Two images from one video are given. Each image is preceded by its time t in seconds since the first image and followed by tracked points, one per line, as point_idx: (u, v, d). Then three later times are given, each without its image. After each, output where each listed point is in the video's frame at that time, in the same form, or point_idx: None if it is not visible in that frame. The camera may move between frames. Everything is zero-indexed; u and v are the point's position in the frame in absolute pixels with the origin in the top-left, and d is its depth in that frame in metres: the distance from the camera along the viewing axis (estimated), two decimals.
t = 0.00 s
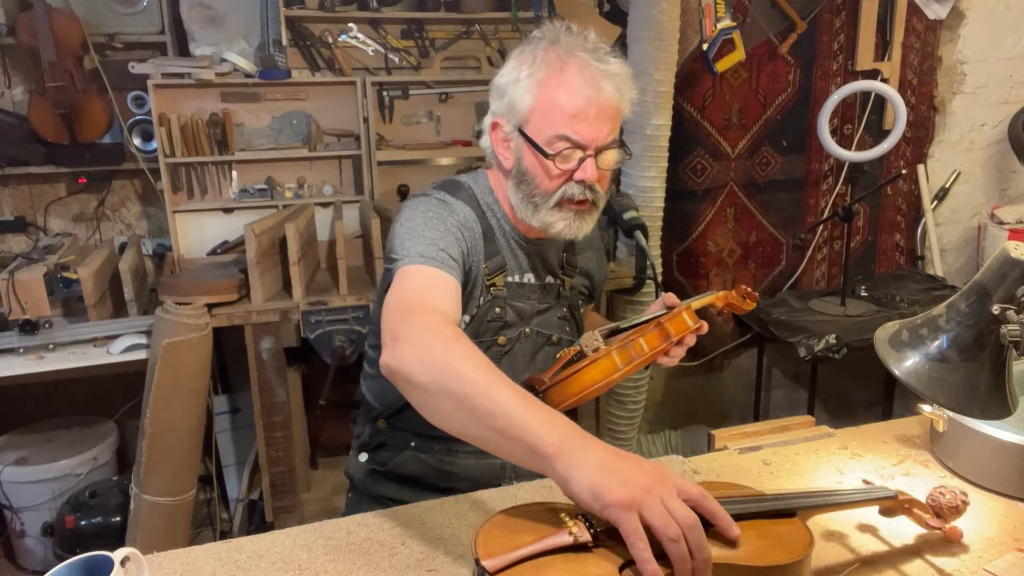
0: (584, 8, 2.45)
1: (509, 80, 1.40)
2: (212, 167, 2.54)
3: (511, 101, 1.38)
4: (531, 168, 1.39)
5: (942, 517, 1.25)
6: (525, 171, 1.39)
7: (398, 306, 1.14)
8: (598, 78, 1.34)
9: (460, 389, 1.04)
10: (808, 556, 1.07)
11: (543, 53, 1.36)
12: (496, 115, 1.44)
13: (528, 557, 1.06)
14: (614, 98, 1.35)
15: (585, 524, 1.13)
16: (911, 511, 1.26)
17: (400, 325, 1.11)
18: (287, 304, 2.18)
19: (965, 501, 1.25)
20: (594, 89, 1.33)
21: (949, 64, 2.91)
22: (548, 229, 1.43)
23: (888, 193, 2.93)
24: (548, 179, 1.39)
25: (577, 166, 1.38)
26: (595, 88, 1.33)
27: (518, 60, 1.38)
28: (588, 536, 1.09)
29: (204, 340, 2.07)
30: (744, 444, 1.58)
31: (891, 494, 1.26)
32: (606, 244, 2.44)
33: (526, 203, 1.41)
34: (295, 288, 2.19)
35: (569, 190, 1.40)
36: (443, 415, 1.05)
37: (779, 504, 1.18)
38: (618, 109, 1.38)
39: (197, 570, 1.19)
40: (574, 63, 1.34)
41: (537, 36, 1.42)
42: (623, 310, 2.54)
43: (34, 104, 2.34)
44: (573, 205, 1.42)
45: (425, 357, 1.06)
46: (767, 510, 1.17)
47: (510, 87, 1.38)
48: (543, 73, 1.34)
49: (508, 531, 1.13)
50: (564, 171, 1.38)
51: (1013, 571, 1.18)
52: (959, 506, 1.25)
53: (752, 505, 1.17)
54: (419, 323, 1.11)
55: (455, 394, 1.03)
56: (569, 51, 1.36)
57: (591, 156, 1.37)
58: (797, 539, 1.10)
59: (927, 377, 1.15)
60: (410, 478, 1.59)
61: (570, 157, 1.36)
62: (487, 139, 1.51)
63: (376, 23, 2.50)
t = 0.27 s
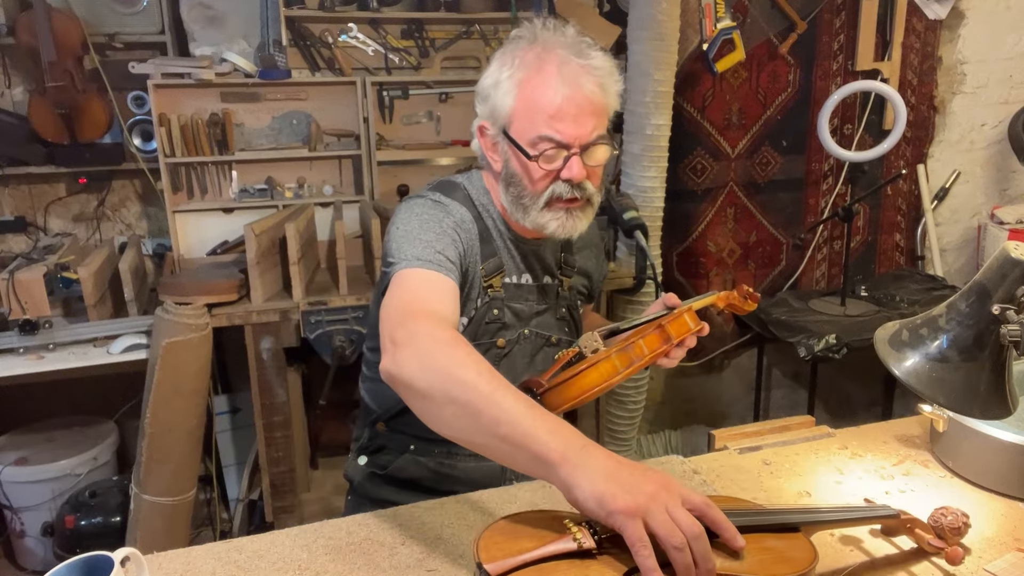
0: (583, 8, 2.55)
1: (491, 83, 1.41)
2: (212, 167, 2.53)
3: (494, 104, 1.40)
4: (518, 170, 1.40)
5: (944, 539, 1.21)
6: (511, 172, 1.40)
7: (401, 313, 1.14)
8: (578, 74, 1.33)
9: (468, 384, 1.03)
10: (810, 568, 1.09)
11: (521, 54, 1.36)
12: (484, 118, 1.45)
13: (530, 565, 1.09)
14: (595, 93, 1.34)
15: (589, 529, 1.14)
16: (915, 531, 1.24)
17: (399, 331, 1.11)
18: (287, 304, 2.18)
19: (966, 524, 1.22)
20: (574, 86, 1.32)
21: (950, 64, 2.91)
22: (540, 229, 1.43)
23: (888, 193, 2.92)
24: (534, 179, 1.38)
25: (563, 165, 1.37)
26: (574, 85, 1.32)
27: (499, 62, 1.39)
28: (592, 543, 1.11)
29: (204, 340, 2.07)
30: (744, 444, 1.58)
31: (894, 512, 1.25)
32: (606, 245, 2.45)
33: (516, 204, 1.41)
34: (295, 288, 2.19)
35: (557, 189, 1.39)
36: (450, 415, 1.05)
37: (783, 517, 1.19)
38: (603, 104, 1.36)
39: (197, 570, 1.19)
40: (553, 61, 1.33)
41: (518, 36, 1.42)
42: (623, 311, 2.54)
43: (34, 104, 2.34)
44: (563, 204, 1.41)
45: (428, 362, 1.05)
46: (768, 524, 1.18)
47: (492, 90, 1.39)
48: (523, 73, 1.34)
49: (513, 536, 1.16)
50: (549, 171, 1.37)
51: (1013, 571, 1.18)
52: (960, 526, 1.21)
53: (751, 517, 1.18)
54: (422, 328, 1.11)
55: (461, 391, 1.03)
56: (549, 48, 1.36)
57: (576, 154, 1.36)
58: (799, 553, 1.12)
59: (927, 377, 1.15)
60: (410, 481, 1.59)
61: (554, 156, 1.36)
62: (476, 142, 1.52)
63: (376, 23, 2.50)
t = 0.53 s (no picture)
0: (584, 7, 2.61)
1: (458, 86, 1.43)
2: (212, 167, 2.53)
3: (460, 104, 1.42)
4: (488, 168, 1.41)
5: (943, 536, 1.22)
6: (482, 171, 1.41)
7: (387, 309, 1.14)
8: (538, 69, 1.34)
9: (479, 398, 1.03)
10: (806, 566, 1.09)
11: (483, 54, 1.38)
12: (454, 120, 1.47)
13: (529, 567, 1.09)
14: (557, 87, 1.35)
15: (586, 530, 1.15)
16: (914, 529, 1.24)
17: (388, 334, 1.11)
18: (287, 304, 2.18)
19: (965, 522, 1.23)
20: (534, 81, 1.33)
21: (950, 64, 2.91)
22: (517, 225, 1.43)
23: (888, 193, 2.92)
24: (504, 176, 1.39)
25: (531, 160, 1.37)
26: (534, 80, 1.33)
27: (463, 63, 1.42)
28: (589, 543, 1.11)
29: (204, 340, 2.07)
30: (744, 444, 1.58)
31: (892, 511, 1.25)
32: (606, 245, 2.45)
33: (490, 203, 1.43)
34: (295, 288, 2.19)
35: (528, 184, 1.39)
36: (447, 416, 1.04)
37: (781, 517, 1.19)
38: (567, 97, 1.37)
39: (197, 570, 1.19)
40: (514, 57, 1.35)
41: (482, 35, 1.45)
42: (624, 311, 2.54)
43: (34, 104, 2.34)
44: (536, 200, 1.40)
45: (419, 364, 1.05)
46: (767, 523, 1.18)
47: (458, 91, 1.42)
48: (486, 72, 1.36)
49: (510, 540, 1.17)
50: (517, 167, 1.38)
51: (1013, 571, 1.18)
52: (959, 525, 1.22)
53: (750, 519, 1.18)
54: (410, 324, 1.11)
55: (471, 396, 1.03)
56: (510, 46, 1.38)
57: (543, 148, 1.36)
58: (796, 553, 1.12)
59: (927, 377, 1.15)
60: (406, 479, 1.59)
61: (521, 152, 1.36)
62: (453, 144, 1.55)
63: (376, 23, 2.50)
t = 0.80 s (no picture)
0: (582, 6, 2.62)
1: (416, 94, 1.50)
2: (212, 167, 2.53)
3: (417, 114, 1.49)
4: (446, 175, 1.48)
5: (943, 536, 1.22)
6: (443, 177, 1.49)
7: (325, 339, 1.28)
8: (480, 73, 1.40)
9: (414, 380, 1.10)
10: (806, 566, 1.10)
11: (434, 63, 1.45)
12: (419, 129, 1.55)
13: (529, 568, 1.10)
14: (498, 88, 1.39)
15: (586, 529, 1.16)
16: (914, 529, 1.24)
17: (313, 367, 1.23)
18: (287, 304, 2.18)
19: (964, 522, 1.23)
20: (474, 85, 1.39)
21: (949, 64, 2.91)
22: (476, 228, 1.49)
23: (888, 193, 2.92)
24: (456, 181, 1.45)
25: (478, 163, 1.42)
26: (473, 84, 1.39)
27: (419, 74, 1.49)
28: (588, 543, 1.12)
29: (204, 340, 2.06)
30: (744, 444, 1.58)
31: (892, 511, 1.25)
32: (606, 245, 2.44)
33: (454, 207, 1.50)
34: (295, 288, 2.18)
35: (477, 187, 1.43)
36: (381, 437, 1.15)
37: (780, 517, 1.19)
38: (513, 98, 1.41)
39: (197, 570, 1.19)
40: (459, 64, 1.41)
41: (437, 43, 1.52)
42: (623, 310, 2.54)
43: (34, 104, 2.33)
44: (489, 203, 1.45)
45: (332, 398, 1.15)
46: (766, 523, 1.18)
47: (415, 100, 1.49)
48: (434, 80, 1.43)
49: (510, 539, 1.17)
50: (467, 169, 1.43)
51: (1013, 571, 1.18)
52: (959, 525, 1.22)
53: (749, 518, 1.18)
54: (340, 353, 1.24)
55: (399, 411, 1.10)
56: (457, 53, 1.44)
57: (489, 150, 1.41)
58: (796, 552, 1.12)
59: (927, 377, 1.15)
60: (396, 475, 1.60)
61: (468, 156, 1.42)
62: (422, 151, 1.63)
63: (376, 23, 2.50)
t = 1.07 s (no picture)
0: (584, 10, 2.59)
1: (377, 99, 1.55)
2: (212, 167, 2.53)
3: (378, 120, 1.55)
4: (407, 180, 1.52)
5: (943, 536, 1.22)
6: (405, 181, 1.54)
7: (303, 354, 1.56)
8: (435, 81, 1.44)
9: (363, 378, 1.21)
10: (807, 567, 1.10)
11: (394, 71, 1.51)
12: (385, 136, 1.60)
13: (529, 567, 1.10)
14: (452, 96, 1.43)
15: (586, 529, 1.15)
16: (915, 529, 1.24)
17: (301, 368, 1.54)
18: (287, 304, 2.18)
19: (964, 522, 1.23)
20: (429, 93, 1.43)
21: (949, 64, 2.91)
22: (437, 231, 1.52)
23: (888, 193, 2.92)
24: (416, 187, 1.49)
25: (435, 169, 1.45)
26: (427, 91, 1.43)
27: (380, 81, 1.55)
28: (588, 544, 1.12)
29: (204, 340, 2.06)
30: (744, 444, 1.58)
31: (892, 511, 1.25)
32: (606, 245, 2.44)
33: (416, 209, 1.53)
34: (295, 288, 2.18)
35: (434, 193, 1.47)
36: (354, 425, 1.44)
37: (780, 517, 1.19)
38: (468, 103, 1.44)
39: (197, 570, 1.19)
40: (415, 73, 1.46)
41: (398, 50, 1.58)
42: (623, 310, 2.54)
43: (34, 104, 2.33)
44: (448, 207, 1.48)
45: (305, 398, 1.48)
46: (766, 523, 1.18)
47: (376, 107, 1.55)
48: (393, 88, 1.48)
49: (510, 539, 1.17)
50: (425, 174, 1.46)
51: (1013, 571, 1.18)
52: (959, 525, 1.22)
53: (750, 518, 1.18)
54: (318, 365, 1.53)
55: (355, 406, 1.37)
56: (415, 62, 1.49)
57: (446, 156, 1.44)
58: (797, 553, 1.12)
59: (927, 377, 1.15)
60: (379, 469, 1.66)
61: (425, 162, 1.45)
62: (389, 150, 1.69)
63: (376, 23, 2.50)
